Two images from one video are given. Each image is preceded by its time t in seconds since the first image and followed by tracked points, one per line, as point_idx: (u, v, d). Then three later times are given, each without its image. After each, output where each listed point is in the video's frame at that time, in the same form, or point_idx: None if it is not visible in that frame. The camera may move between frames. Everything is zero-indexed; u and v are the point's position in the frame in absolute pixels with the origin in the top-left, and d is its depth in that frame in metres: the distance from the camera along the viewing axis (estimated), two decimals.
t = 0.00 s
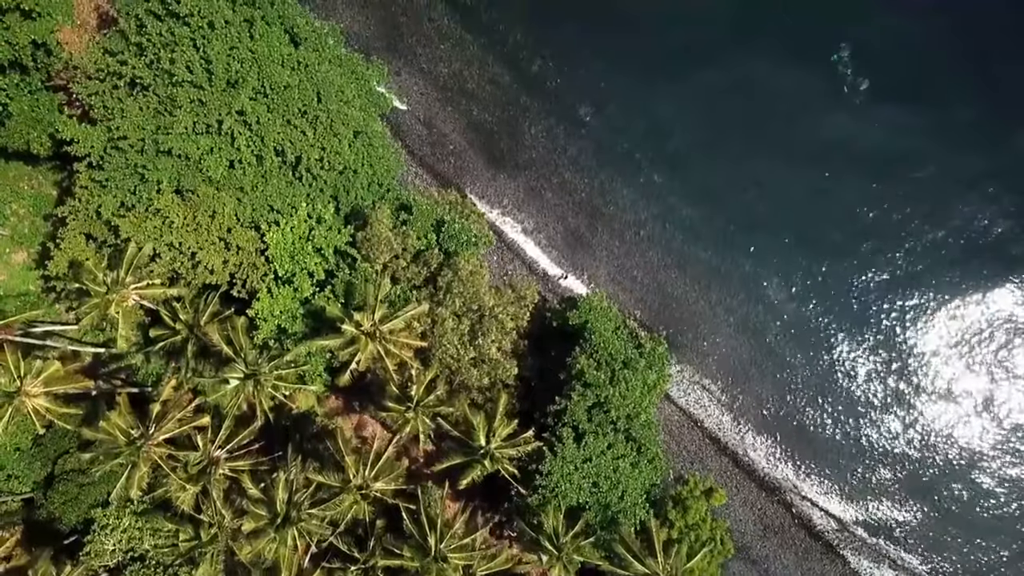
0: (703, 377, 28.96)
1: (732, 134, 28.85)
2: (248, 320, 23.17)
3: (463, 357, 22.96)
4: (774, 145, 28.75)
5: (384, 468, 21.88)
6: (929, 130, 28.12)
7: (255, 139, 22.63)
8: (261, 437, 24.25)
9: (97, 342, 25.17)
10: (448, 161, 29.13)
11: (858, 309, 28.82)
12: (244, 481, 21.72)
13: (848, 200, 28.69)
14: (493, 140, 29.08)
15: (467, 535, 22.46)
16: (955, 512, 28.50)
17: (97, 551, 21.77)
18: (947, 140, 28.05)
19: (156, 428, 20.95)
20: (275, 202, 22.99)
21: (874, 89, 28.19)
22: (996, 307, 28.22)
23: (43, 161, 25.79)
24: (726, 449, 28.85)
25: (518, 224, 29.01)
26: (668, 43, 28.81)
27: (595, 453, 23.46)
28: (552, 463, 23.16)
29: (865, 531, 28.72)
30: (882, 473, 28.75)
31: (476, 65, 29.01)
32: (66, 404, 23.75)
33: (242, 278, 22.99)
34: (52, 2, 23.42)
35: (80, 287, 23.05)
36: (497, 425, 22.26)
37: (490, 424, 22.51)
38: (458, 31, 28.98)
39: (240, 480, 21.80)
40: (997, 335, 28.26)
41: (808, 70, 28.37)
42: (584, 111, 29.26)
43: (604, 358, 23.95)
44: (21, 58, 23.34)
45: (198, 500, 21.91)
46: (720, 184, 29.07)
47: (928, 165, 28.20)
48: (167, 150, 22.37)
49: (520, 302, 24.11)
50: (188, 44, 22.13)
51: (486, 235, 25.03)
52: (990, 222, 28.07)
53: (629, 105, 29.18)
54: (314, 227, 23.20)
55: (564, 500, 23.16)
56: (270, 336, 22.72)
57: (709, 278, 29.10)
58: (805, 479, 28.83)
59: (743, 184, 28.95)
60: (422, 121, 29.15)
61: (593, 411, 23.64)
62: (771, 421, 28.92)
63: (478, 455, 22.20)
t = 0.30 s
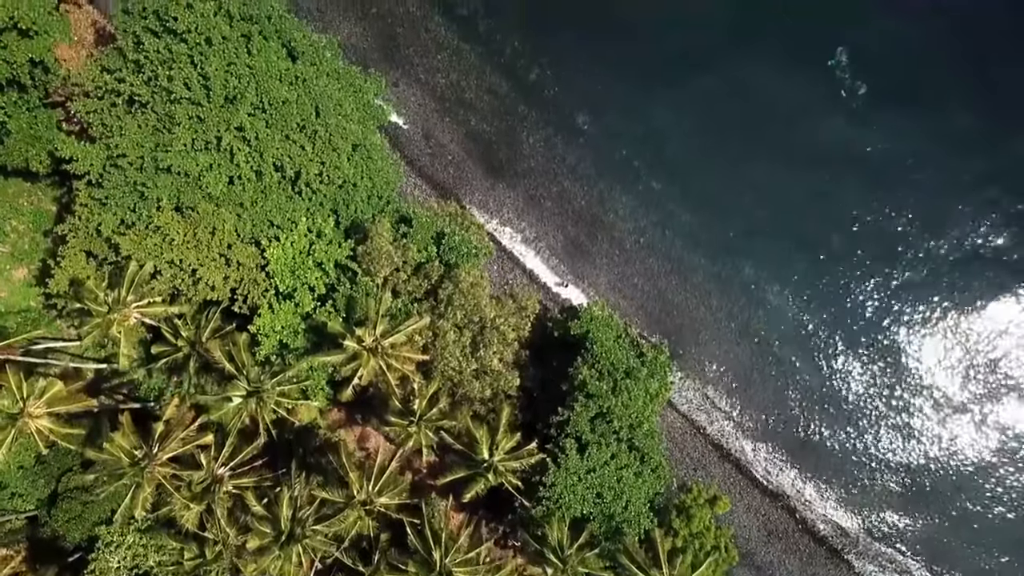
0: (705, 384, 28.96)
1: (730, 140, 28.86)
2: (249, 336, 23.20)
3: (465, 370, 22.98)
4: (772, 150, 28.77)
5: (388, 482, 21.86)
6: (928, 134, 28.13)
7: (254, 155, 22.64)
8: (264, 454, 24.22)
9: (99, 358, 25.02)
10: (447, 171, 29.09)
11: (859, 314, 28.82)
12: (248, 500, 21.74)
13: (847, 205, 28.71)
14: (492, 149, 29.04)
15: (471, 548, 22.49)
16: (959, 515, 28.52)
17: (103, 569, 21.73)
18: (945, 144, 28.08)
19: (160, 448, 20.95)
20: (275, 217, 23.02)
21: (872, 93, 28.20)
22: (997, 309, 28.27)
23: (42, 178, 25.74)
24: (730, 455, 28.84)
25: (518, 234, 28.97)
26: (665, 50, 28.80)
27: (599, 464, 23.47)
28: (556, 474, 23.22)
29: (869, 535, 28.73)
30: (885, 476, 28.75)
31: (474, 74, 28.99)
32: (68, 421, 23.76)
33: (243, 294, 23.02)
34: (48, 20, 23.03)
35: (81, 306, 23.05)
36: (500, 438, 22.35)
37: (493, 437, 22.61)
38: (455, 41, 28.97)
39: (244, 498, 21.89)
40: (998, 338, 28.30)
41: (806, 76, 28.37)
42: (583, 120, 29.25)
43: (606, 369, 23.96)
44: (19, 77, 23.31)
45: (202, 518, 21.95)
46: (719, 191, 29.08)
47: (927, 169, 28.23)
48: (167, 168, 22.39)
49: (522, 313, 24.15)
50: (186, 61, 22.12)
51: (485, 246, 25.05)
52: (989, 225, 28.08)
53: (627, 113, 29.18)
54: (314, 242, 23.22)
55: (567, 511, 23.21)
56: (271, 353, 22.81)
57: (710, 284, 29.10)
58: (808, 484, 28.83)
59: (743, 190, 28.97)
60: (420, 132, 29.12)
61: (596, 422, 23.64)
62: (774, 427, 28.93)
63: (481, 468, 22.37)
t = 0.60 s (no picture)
0: (707, 391, 28.94)
1: (729, 147, 28.85)
2: (251, 351, 23.19)
3: (468, 382, 22.96)
4: (771, 157, 28.76)
5: (392, 496, 21.84)
6: (929, 138, 28.10)
7: (253, 170, 22.65)
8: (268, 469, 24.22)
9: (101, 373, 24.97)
10: (447, 181, 29.02)
11: (860, 319, 28.83)
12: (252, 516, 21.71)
13: (847, 210, 28.71)
14: (491, 159, 29.03)
15: (477, 561, 22.54)
16: (963, 518, 28.50)
17: None
18: (943, 148, 28.10)
19: (164, 467, 20.94)
20: (275, 232, 23.01)
21: (870, 98, 28.20)
22: (998, 312, 28.31)
23: (41, 195, 25.73)
24: (732, 462, 28.82)
25: (518, 243, 28.98)
26: (663, 57, 28.78)
27: (602, 474, 23.47)
28: (559, 485, 23.21)
29: (873, 539, 28.72)
30: (889, 480, 28.75)
31: (472, 84, 28.97)
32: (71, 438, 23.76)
33: (244, 309, 23.01)
34: (47, 38, 22.87)
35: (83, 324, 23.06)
36: (503, 451, 22.41)
37: (496, 450, 22.70)
38: (453, 51, 28.95)
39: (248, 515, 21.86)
40: (999, 340, 28.34)
41: (804, 81, 28.36)
42: (581, 128, 29.23)
43: (608, 379, 23.93)
44: (17, 95, 23.25)
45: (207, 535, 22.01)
46: (718, 198, 29.07)
47: (926, 173, 28.23)
48: (167, 185, 22.40)
49: (523, 323, 24.11)
50: (184, 77, 22.11)
51: (485, 257, 25.06)
52: (989, 228, 28.10)
53: (625, 120, 29.15)
54: (315, 256, 23.24)
55: (572, 521, 23.21)
56: (274, 368, 22.81)
57: (711, 291, 29.10)
58: (812, 490, 28.82)
59: (743, 196, 28.97)
60: (419, 142, 29.06)
61: (600, 432, 23.65)
62: (777, 432, 28.92)
63: (484, 481, 22.47)
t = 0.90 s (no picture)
0: (709, 397, 28.93)
1: (729, 153, 28.79)
2: (253, 366, 23.23)
3: (470, 394, 22.95)
4: (771, 162, 28.68)
5: (396, 511, 21.92)
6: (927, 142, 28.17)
7: (253, 186, 22.66)
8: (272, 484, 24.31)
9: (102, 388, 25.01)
10: (446, 191, 28.96)
11: (861, 323, 28.82)
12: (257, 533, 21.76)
13: (847, 214, 28.68)
14: (490, 169, 29.02)
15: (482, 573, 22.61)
16: (967, 522, 28.54)
17: None
18: (943, 152, 28.18)
19: (168, 486, 21.01)
20: (275, 247, 23.03)
21: (869, 102, 28.18)
22: (998, 315, 28.34)
23: (41, 210, 25.70)
24: (735, 468, 28.81)
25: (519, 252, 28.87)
26: (661, 63, 28.73)
27: (606, 484, 23.51)
28: (563, 496, 23.24)
29: (877, 543, 28.75)
30: (892, 484, 28.75)
31: (470, 94, 28.96)
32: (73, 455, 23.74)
33: (246, 324, 23.03)
34: (45, 55, 22.87)
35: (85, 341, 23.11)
36: (506, 464, 22.52)
37: (499, 463, 22.79)
38: (451, 61, 28.94)
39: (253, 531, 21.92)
40: (1000, 344, 28.37)
41: (803, 86, 28.31)
42: (580, 136, 29.20)
43: (611, 389, 23.93)
44: (16, 112, 23.18)
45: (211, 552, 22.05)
46: (719, 204, 29.05)
47: (926, 177, 28.29)
48: (167, 202, 22.47)
49: (524, 334, 24.07)
50: (183, 93, 22.17)
51: (486, 267, 24.97)
52: (989, 231, 28.13)
53: (624, 127, 29.11)
54: (316, 270, 23.26)
55: (576, 532, 23.27)
56: (276, 383, 22.85)
57: (711, 298, 29.12)
58: (815, 495, 28.83)
59: (743, 202, 28.94)
60: (418, 152, 29.00)
61: (602, 442, 23.66)
62: (780, 438, 28.93)
63: (489, 493, 22.62)
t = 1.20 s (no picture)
0: (712, 403, 28.94)
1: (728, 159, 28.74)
2: (256, 381, 23.25)
3: (472, 406, 22.94)
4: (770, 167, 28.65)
5: (401, 525, 21.88)
6: (925, 145, 28.18)
7: (253, 201, 22.63)
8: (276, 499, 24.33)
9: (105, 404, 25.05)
10: (445, 201, 28.92)
11: (862, 328, 28.85)
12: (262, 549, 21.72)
13: (847, 218, 28.66)
14: (489, 178, 29.00)
15: None
16: (971, 525, 28.53)
17: None
18: (942, 155, 28.19)
19: (172, 506, 20.94)
20: (276, 261, 23.03)
21: (868, 106, 28.13)
22: (999, 317, 28.33)
23: (41, 226, 25.68)
24: (739, 473, 28.80)
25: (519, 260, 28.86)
26: (660, 70, 28.71)
27: (609, 494, 23.51)
28: (567, 507, 23.25)
29: (881, 547, 28.73)
30: (895, 488, 28.76)
31: (469, 103, 28.96)
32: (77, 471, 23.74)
33: (247, 339, 23.08)
34: (43, 72, 22.85)
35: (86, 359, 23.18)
36: (510, 476, 22.45)
37: (503, 475, 22.75)
38: (449, 70, 28.94)
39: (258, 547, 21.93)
40: (1001, 346, 28.39)
41: (802, 91, 28.27)
42: (579, 143, 29.19)
43: (613, 399, 23.93)
44: (14, 130, 23.15)
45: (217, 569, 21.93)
46: (718, 210, 29.05)
47: (925, 180, 28.31)
48: (167, 218, 22.44)
49: (525, 344, 24.09)
50: (181, 109, 22.07)
51: (486, 278, 24.94)
52: (989, 234, 28.12)
53: (622, 135, 29.10)
54: (316, 283, 23.30)
55: (580, 542, 23.26)
56: (278, 398, 22.90)
57: (712, 304, 29.12)
58: (818, 499, 28.84)
59: (743, 208, 28.94)
60: (417, 162, 28.97)
61: (606, 452, 23.66)
62: (782, 442, 28.94)
63: (493, 506, 22.62)
